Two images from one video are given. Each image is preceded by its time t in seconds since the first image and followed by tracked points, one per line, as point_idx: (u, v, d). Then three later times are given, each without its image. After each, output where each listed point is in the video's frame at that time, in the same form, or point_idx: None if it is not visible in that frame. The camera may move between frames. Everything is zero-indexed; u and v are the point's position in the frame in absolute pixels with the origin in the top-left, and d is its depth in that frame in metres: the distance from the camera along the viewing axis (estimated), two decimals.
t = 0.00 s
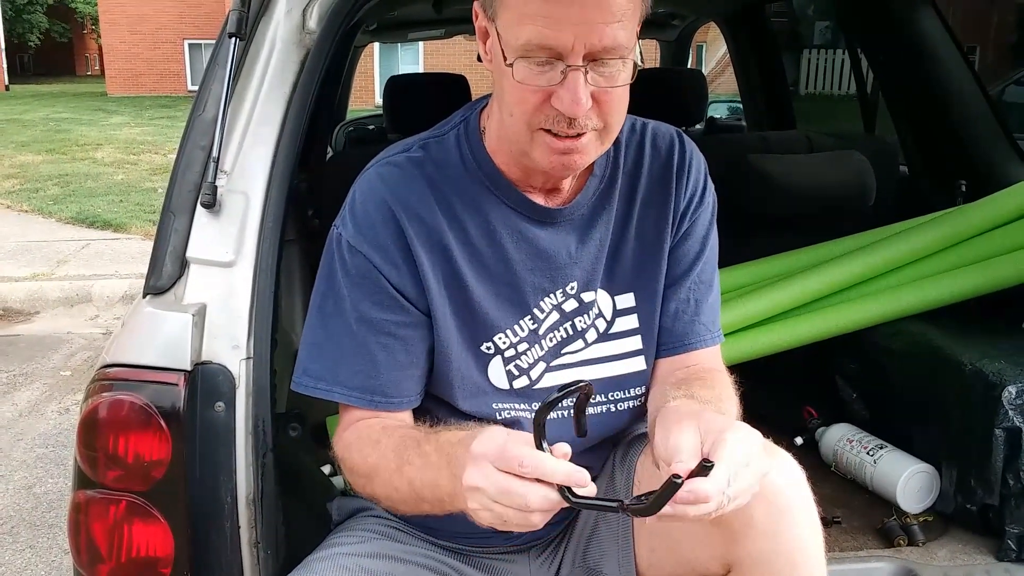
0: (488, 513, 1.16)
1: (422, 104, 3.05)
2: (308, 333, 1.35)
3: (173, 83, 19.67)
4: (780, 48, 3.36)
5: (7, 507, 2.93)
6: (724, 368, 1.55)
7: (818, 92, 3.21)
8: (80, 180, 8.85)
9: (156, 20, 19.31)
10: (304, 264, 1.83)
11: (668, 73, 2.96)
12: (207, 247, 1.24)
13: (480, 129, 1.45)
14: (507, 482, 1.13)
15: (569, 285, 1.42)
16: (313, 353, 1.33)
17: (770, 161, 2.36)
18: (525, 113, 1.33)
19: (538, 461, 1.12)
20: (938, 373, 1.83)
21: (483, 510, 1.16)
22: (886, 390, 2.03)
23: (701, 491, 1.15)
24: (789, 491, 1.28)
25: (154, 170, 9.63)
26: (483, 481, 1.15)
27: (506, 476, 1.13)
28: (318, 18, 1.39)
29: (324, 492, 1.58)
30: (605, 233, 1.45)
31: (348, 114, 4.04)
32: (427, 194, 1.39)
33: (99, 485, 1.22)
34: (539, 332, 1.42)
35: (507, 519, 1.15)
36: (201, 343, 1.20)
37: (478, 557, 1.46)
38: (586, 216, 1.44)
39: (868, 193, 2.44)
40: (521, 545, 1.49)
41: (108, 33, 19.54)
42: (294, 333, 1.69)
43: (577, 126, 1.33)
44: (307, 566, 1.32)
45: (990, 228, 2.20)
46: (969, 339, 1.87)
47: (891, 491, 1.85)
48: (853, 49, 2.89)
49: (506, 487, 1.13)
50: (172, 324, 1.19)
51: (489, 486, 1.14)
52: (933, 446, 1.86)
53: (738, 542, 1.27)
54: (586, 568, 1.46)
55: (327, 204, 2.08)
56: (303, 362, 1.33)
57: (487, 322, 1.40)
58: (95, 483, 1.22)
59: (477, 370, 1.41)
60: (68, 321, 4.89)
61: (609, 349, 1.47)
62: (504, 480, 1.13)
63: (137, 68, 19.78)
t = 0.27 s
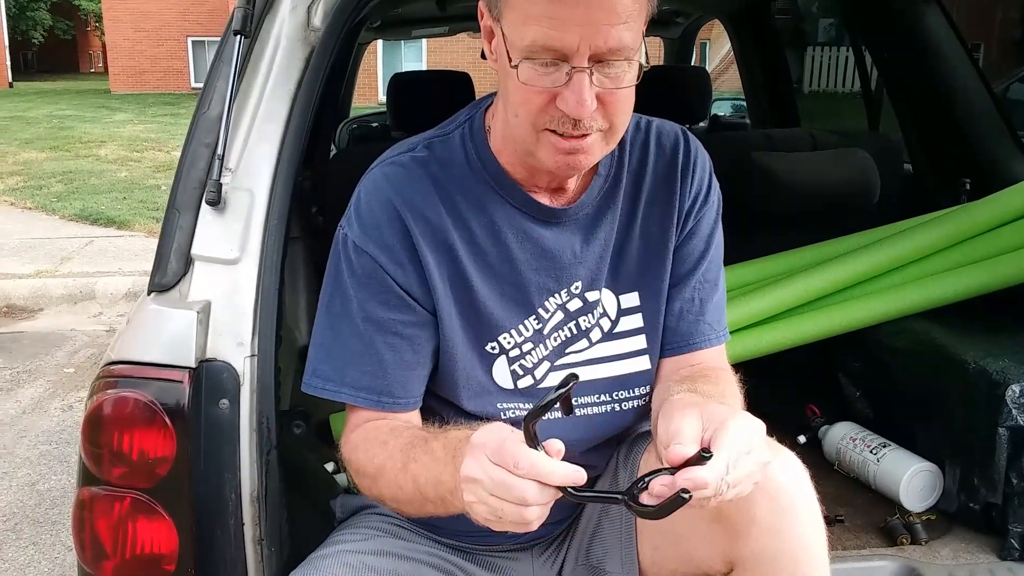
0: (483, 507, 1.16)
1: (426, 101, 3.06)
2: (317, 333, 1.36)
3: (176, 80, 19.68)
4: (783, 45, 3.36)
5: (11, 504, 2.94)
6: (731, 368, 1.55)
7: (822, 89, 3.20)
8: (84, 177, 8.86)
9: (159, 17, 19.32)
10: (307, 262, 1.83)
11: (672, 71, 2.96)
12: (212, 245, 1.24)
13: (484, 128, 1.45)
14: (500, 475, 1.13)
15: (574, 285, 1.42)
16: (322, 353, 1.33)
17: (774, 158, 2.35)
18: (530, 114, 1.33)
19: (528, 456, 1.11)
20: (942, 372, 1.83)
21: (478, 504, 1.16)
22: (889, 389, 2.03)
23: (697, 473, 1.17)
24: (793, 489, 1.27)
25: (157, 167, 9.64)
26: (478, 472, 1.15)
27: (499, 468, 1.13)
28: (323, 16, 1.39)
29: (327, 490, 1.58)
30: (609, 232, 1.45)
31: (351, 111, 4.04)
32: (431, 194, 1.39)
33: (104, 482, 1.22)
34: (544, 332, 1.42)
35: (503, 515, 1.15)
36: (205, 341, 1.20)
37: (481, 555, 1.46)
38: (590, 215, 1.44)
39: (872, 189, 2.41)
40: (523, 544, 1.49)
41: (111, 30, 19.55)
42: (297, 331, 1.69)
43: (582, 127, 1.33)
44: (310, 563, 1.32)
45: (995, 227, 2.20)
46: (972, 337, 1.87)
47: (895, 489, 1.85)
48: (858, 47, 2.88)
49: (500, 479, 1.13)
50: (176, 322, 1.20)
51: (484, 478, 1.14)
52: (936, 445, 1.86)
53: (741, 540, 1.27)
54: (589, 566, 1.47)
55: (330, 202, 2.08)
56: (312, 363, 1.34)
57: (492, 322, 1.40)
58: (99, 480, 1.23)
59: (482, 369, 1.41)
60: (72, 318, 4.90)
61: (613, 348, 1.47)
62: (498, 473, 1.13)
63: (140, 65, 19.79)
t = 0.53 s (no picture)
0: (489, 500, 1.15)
1: (426, 97, 3.05)
2: (321, 329, 1.36)
3: (175, 75, 19.65)
4: (784, 41, 3.35)
5: (10, 499, 2.94)
6: (732, 363, 1.55)
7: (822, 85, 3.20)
8: (83, 172, 8.85)
9: (158, 12, 19.28)
10: (306, 257, 1.83)
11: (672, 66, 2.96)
12: (211, 240, 1.24)
13: (486, 124, 1.45)
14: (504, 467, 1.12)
15: (575, 281, 1.42)
16: (325, 349, 1.34)
17: (775, 155, 2.37)
18: (532, 110, 1.33)
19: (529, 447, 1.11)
20: (941, 368, 1.83)
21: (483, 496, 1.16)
22: (888, 384, 2.03)
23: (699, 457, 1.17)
24: (793, 484, 1.27)
25: (156, 162, 9.63)
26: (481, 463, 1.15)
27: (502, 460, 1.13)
28: (322, 11, 1.39)
29: (327, 485, 1.58)
30: (611, 228, 1.45)
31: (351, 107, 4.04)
32: (433, 189, 1.39)
33: (103, 476, 1.23)
34: (545, 327, 1.42)
35: (511, 507, 1.14)
36: (205, 336, 1.20)
37: (481, 550, 1.46)
38: (592, 211, 1.44)
39: (871, 186, 2.40)
40: (523, 538, 1.50)
41: (110, 25, 19.52)
42: (297, 326, 1.69)
43: (584, 123, 1.32)
44: (310, 557, 1.32)
45: (995, 223, 2.20)
46: (972, 333, 1.87)
47: (894, 484, 1.85)
48: (858, 43, 2.89)
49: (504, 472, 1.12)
50: (176, 317, 1.19)
51: (488, 470, 1.14)
52: (936, 441, 1.86)
53: (741, 535, 1.27)
54: (589, 562, 1.46)
55: (330, 198, 2.08)
56: (317, 360, 1.34)
57: (493, 317, 1.40)
58: (99, 474, 1.23)
59: (483, 365, 1.41)
60: (71, 313, 4.89)
61: (613, 343, 1.47)
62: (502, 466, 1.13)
63: (139, 60, 19.75)
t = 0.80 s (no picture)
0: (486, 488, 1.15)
1: (423, 98, 3.05)
2: (321, 331, 1.35)
3: (173, 76, 19.64)
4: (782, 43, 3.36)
5: (7, 501, 2.94)
6: (732, 365, 1.55)
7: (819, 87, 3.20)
8: (80, 173, 8.84)
9: (156, 13, 19.28)
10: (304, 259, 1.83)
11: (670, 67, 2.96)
12: (209, 241, 1.24)
13: (485, 125, 1.45)
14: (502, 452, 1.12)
15: (573, 282, 1.42)
16: (324, 351, 1.33)
17: (774, 155, 2.34)
18: (532, 110, 1.32)
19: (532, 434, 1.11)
20: (939, 369, 1.83)
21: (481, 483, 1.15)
22: (887, 386, 2.03)
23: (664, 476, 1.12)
24: (791, 486, 1.28)
25: (154, 164, 9.62)
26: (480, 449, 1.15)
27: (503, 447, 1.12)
28: (320, 12, 1.39)
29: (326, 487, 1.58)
30: (609, 230, 1.45)
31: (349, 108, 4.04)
32: (432, 190, 1.39)
33: (101, 480, 1.22)
34: (544, 329, 1.42)
35: (506, 494, 1.14)
36: (202, 338, 1.20)
37: (479, 552, 1.46)
38: (591, 213, 1.44)
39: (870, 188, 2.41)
40: (522, 540, 1.49)
41: (108, 27, 19.51)
42: (294, 328, 1.69)
43: (583, 124, 1.32)
44: (310, 559, 1.33)
45: (994, 224, 2.20)
46: (970, 335, 1.87)
47: (892, 485, 1.86)
48: (857, 44, 2.89)
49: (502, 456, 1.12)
50: (172, 319, 1.19)
51: (489, 455, 1.14)
52: (934, 442, 1.86)
53: (739, 537, 1.28)
54: (587, 564, 1.46)
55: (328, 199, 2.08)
56: (317, 362, 1.34)
57: (491, 319, 1.39)
58: (96, 478, 1.23)
59: (481, 367, 1.41)
60: (68, 315, 4.89)
61: (612, 345, 1.47)
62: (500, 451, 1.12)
63: (137, 62, 19.74)
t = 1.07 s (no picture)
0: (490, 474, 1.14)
1: (421, 95, 3.05)
2: (317, 328, 1.35)
3: (171, 75, 19.62)
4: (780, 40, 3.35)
5: (6, 500, 2.93)
6: (725, 364, 1.55)
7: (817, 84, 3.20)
8: (78, 172, 8.83)
9: (154, 11, 19.25)
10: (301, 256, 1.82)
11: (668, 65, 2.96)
12: (205, 239, 1.23)
13: (482, 122, 1.45)
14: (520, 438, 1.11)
15: (570, 279, 1.42)
16: (320, 348, 1.33)
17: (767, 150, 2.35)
18: (533, 106, 1.32)
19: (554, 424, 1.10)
20: (937, 366, 1.83)
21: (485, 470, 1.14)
22: (885, 383, 2.03)
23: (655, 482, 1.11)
24: (783, 486, 1.28)
25: (152, 162, 9.61)
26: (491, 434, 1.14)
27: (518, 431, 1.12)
28: (317, 9, 1.37)
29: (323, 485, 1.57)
30: (606, 227, 1.45)
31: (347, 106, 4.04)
32: (429, 187, 1.39)
33: (97, 478, 1.22)
34: (540, 326, 1.42)
35: (511, 477, 1.13)
36: (199, 336, 1.20)
37: (476, 550, 1.46)
38: (588, 210, 1.44)
39: (869, 186, 2.36)
40: (518, 537, 1.49)
41: (106, 25, 19.48)
42: (291, 326, 1.69)
43: (585, 121, 1.32)
44: (304, 557, 1.33)
45: (991, 221, 2.20)
46: (968, 331, 1.87)
47: (889, 482, 1.86)
48: (854, 41, 2.89)
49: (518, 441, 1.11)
50: (168, 317, 1.19)
51: (500, 435, 1.12)
52: (932, 439, 1.86)
53: (732, 537, 1.27)
54: (583, 561, 1.46)
55: (326, 197, 2.07)
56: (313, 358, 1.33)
57: (488, 316, 1.39)
58: (92, 476, 1.22)
59: (478, 364, 1.40)
60: (66, 314, 4.89)
61: (609, 342, 1.47)
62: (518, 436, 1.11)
63: (135, 60, 19.71)
